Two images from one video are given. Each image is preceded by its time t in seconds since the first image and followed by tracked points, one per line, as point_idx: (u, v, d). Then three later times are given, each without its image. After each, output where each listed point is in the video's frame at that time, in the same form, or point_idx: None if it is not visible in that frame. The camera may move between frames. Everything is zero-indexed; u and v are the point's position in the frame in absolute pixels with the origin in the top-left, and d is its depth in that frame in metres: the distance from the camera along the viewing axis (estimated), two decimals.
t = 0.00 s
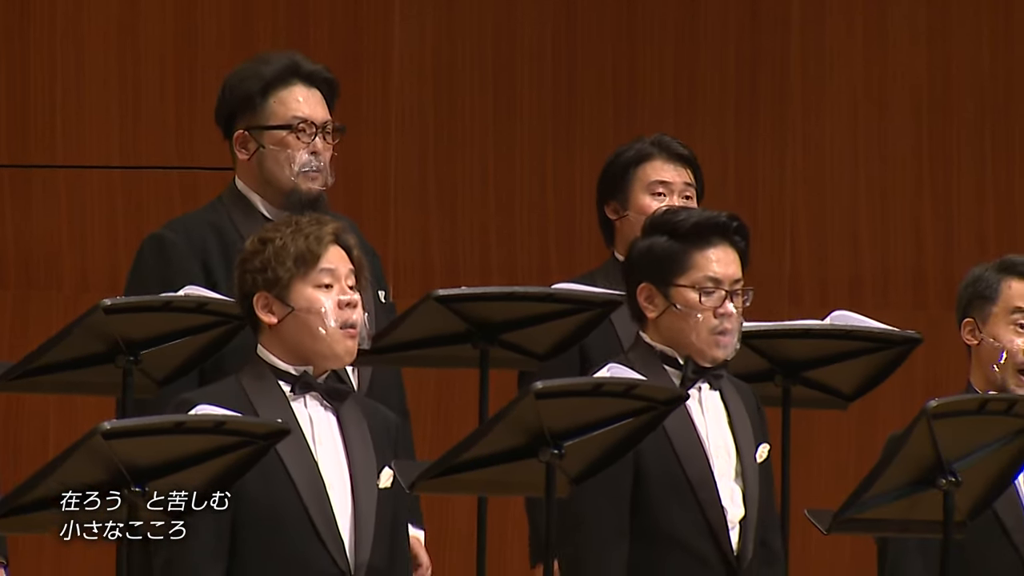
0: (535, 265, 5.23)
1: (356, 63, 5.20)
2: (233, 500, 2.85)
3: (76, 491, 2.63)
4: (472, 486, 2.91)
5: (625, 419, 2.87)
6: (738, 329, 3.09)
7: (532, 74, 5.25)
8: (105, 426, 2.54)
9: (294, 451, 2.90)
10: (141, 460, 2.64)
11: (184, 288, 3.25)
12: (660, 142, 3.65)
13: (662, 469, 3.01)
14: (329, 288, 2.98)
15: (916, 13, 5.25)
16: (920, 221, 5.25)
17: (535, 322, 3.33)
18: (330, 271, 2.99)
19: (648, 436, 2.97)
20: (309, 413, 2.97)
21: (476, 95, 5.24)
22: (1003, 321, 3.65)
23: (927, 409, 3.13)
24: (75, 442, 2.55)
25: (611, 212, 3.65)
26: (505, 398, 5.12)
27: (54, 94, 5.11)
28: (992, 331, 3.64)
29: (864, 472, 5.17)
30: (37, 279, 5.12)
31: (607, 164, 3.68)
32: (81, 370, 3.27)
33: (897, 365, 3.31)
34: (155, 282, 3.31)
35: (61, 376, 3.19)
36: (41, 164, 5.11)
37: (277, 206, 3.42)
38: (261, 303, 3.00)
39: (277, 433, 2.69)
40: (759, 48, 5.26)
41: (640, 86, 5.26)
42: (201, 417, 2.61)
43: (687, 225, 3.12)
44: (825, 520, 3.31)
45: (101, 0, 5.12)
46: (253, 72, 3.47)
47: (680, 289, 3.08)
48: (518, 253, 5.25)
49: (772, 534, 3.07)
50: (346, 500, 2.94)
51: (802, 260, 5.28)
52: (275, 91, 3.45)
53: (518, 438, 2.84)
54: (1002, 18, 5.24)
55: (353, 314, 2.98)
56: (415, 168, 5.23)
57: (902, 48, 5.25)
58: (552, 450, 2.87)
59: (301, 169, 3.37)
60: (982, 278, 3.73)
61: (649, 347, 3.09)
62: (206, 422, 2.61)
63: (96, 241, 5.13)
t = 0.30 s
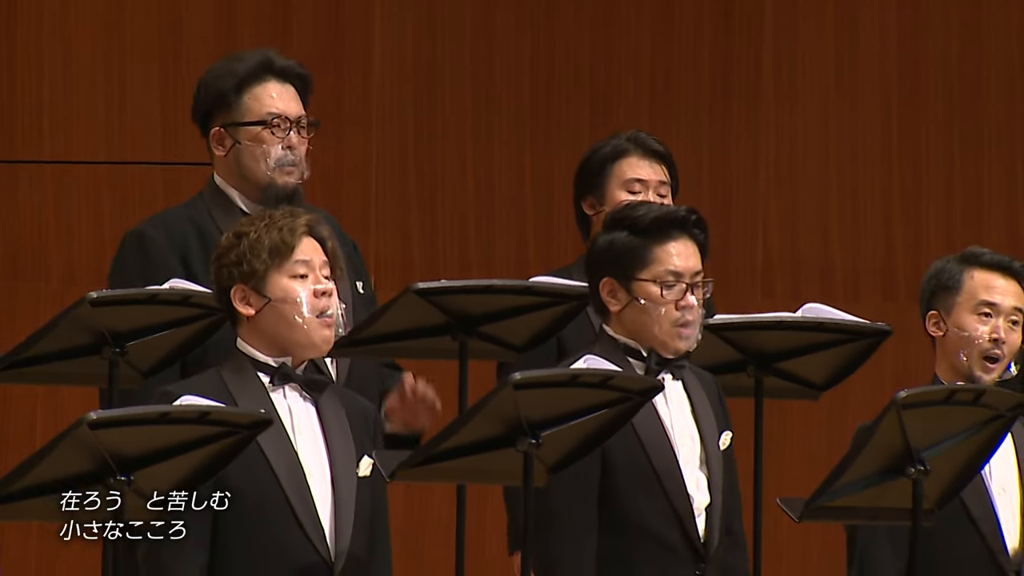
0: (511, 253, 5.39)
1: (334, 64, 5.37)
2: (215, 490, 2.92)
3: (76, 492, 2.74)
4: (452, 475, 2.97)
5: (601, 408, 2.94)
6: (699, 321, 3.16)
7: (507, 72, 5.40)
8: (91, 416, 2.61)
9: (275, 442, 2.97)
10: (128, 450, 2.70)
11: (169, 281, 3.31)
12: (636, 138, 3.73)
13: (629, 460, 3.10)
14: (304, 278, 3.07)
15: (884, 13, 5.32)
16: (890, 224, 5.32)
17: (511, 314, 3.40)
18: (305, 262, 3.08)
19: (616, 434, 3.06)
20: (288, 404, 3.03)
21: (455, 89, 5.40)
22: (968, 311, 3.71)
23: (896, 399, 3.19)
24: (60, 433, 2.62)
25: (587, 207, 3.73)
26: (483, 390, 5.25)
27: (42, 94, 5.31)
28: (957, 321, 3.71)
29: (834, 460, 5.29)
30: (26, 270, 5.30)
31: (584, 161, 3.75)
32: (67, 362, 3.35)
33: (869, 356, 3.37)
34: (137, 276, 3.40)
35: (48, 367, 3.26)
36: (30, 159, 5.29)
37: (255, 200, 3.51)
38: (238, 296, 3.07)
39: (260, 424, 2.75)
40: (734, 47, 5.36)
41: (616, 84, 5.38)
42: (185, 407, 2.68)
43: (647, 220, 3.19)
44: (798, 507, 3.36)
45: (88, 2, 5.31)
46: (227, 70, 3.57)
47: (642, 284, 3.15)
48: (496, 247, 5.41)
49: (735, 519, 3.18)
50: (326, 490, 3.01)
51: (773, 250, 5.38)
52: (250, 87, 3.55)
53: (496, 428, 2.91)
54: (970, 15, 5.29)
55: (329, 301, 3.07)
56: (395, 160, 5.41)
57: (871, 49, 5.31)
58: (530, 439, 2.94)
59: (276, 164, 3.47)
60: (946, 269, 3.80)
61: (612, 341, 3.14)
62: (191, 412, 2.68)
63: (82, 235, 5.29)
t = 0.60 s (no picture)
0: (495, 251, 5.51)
1: (321, 62, 5.47)
2: (200, 480, 2.99)
3: (75, 492, 2.86)
4: (434, 464, 3.04)
5: (581, 399, 3.01)
6: (667, 311, 3.19)
7: (492, 70, 5.52)
8: (80, 408, 2.68)
9: (258, 433, 3.04)
10: (116, 441, 2.78)
11: (157, 275, 3.39)
12: (614, 134, 3.80)
13: (602, 450, 3.19)
14: (286, 271, 3.13)
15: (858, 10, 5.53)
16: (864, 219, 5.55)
17: (491, 307, 3.47)
18: (287, 256, 3.14)
19: (589, 430, 3.15)
20: (271, 394, 3.10)
21: (437, 90, 5.50)
22: (935, 307, 3.71)
23: (870, 390, 3.24)
24: (51, 423, 2.70)
25: (566, 203, 3.80)
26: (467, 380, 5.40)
27: (33, 101, 5.34)
28: (924, 316, 3.70)
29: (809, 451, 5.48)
30: (16, 264, 5.36)
31: (562, 158, 3.82)
32: (56, 353, 3.42)
33: (842, 348, 3.44)
34: (121, 271, 3.49)
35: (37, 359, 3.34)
36: (19, 154, 5.36)
37: (231, 193, 3.59)
38: (221, 289, 3.15)
39: (247, 412, 2.84)
40: (710, 49, 5.54)
41: (595, 83, 5.53)
42: (172, 398, 2.74)
43: (614, 214, 3.21)
44: (772, 495, 3.42)
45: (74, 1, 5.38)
46: (192, 67, 3.67)
47: (610, 278, 3.17)
48: (478, 241, 5.54)
49: (709, 505, 3.26)
50: (309, 479, 3.07)
51: (749, 244, 5.57)
52: (213, 84, 3.64)
53: (478, 419, 2.98)
54: (941, 13, 5.54)
55: (311, 294, 3.13)
56: (380, 158, 5.50)
57: (846, 45, 5.53)
58: (511, 429, 3.01)
59: (248, 154, 3.55)
60: (914, 263, 3.78)
61: (584, 333, 3.20)
62: (178, 403, 2.75)
63: (72, 228, 5.38)
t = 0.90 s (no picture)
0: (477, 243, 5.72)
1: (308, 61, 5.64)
2: (189, 470, 3.06)
3: (73, 493, 3.05)
4: (419, 454, 3.11)
5: (563, 389, 3.08)
6: (641, 301, 3.27)
7: (478, 70, 5.73)
8: (72, 398, 2.75)
9: (245, 423, 3.11)
10: (107, 429, 2.85)
11: (148, 268, 3.46)
12: (593, 130, 3.90)
13: (579, 439, 3.26)
14: (270, 264, 3.21)
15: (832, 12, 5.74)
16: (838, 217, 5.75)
17: (474, 299, 3.53)
18: (272, 249, 3.22)
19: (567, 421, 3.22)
20: (257, 385, 3.18)
21: (421, 88, 5.69)
22: (913, 310, 3.76)
23: (845, 379, 3.30)
24: (44, 413, 2.77)
25: (546, 196, 3.90)
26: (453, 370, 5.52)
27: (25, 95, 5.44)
28: (902, 318, 3.76)
29: (786, 438, 5.69)
30: (9, 257, 5.44)
31: (542, 153, 3.92)
32: (49, 344, 3.50)
33: (818, 338, 3.51)
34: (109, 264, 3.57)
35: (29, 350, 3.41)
36: (11, 148, 5.44)
37: (209, 189, 3.69)
38: (207, 282, 3.22)
39: (234, 403, 2.90)
40: (690, 47, 5.73)
41: (579, 86, 5.74)
42: (163, 389, 2.81)
43: (583, 209, 3.29)
44: (750, 483, 3.49)
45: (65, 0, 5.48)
46: (159, 72, 3.78)
47: (583, 272, 3.25)
48: (464, 235, 5.73)
49: (688, 490, 3.34)
50: (295, 467, 3.15)
51: (728, 240, 5.77)
52: (183, 85, 3.75)
53: (462, 408, 3.05)
54: (914, 8, 5.73)
55: (294, 287, 3.22)
56: (366, 155, 5.67)
57: (823, 46, 5.73)
58: (494, 419, 3.08)
59: (220, 149, 3.66)
60: (892, 262, 3.84)
61: (561, 326, 3.26)
62: (168, 394, 2.82)
63: (64, 224, 5.46)
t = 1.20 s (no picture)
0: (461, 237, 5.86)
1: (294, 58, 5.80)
2: (178, 461, 3.14)
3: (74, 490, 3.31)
4: (404, 443, 3.19)
5: (545, 378, 3.15)
6: (621, 296, 3.33)
7: (461, 67, 5.88)
8: (64, 388, 2.83)
9: (233, 415, 3.19)
10: (98, 419, 2.93)
11: (138, 260, 3.53)
12: (576, 126, 3.99)
13: (557, 431, 3.34)
14: (264, 268, 3.28)
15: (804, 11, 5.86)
16: (814, 212, 5.89)
17: (457, 291, 3.61)
18: (267, 253, 3.29)
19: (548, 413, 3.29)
20: (244, 376, 3.26)
21: (405, 84, 5.84)
22: (887, 309, 3.83)
23: (822, 369, 3.37)
24: (38, 401, 2.86)
25: (529, 190, 3.98)
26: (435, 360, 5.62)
27: (17, 91, 5.61)
28: (877, 317, 3.83)
29: (764, 426, 5.86)
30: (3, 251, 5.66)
31: (526, 147, 4.01)
32: (41, 336, 3.57)
33: (797, 327, 3.59)
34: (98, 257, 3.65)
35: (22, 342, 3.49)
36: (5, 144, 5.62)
37: (195, 185, 3.76)
38: (201, 275, 3.30)
39: (223, 394, 2.96)
40: (670, 48, 5.90)
41: (562, 85, 5.89)
42: (153, 378, 2.88)
43: (561, 209, 3.36)
44: (728, 471, 3.57)
45: None
46: (142, 71, 3.84)
47: (562, 271, 3.32)
48: (448, 227, 5.88)
49: (667, 478, 3.41)
50: (281, 457, 3.23)
51: (707, 235, 5.94)
52: (165, 84, 3.82)
53: (446, 398, 3.12)
54: (891, 6, 5.84)
55: (286, 292, 3.28)
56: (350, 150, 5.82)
57: (796, 45, 5.86)
58: (478, 408, 3.16)
59: (204, 147, 3.72)
60: (865, 260, 3.91)
61: (540, 320, 3.34)
62: (158, 383, 2.89)
63: (57, 216, 5.67)
